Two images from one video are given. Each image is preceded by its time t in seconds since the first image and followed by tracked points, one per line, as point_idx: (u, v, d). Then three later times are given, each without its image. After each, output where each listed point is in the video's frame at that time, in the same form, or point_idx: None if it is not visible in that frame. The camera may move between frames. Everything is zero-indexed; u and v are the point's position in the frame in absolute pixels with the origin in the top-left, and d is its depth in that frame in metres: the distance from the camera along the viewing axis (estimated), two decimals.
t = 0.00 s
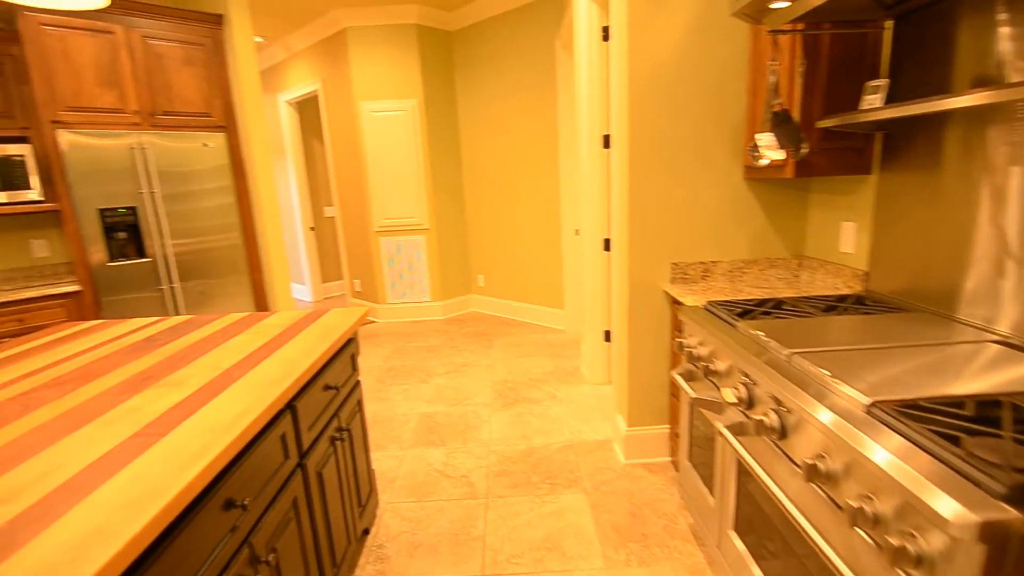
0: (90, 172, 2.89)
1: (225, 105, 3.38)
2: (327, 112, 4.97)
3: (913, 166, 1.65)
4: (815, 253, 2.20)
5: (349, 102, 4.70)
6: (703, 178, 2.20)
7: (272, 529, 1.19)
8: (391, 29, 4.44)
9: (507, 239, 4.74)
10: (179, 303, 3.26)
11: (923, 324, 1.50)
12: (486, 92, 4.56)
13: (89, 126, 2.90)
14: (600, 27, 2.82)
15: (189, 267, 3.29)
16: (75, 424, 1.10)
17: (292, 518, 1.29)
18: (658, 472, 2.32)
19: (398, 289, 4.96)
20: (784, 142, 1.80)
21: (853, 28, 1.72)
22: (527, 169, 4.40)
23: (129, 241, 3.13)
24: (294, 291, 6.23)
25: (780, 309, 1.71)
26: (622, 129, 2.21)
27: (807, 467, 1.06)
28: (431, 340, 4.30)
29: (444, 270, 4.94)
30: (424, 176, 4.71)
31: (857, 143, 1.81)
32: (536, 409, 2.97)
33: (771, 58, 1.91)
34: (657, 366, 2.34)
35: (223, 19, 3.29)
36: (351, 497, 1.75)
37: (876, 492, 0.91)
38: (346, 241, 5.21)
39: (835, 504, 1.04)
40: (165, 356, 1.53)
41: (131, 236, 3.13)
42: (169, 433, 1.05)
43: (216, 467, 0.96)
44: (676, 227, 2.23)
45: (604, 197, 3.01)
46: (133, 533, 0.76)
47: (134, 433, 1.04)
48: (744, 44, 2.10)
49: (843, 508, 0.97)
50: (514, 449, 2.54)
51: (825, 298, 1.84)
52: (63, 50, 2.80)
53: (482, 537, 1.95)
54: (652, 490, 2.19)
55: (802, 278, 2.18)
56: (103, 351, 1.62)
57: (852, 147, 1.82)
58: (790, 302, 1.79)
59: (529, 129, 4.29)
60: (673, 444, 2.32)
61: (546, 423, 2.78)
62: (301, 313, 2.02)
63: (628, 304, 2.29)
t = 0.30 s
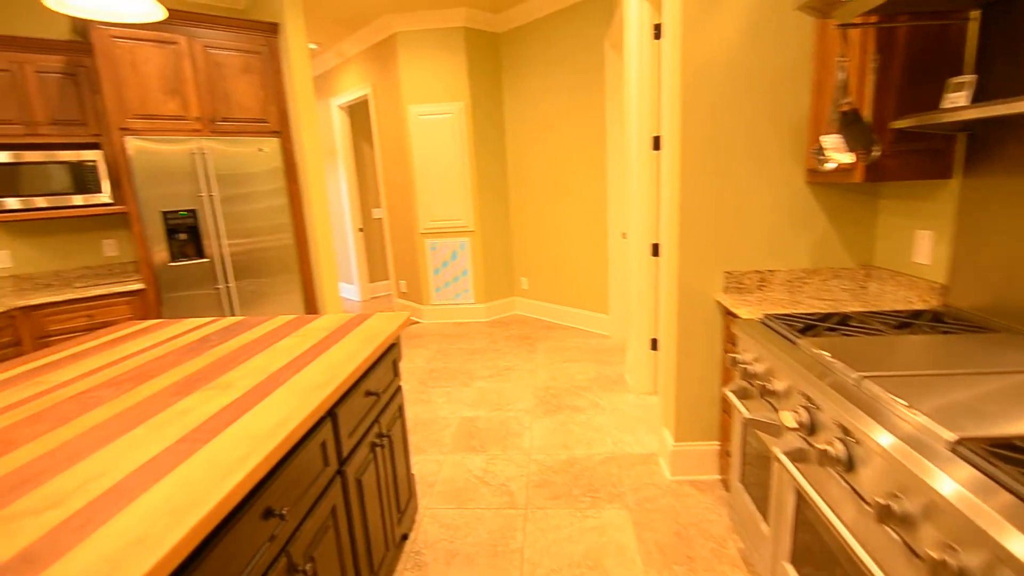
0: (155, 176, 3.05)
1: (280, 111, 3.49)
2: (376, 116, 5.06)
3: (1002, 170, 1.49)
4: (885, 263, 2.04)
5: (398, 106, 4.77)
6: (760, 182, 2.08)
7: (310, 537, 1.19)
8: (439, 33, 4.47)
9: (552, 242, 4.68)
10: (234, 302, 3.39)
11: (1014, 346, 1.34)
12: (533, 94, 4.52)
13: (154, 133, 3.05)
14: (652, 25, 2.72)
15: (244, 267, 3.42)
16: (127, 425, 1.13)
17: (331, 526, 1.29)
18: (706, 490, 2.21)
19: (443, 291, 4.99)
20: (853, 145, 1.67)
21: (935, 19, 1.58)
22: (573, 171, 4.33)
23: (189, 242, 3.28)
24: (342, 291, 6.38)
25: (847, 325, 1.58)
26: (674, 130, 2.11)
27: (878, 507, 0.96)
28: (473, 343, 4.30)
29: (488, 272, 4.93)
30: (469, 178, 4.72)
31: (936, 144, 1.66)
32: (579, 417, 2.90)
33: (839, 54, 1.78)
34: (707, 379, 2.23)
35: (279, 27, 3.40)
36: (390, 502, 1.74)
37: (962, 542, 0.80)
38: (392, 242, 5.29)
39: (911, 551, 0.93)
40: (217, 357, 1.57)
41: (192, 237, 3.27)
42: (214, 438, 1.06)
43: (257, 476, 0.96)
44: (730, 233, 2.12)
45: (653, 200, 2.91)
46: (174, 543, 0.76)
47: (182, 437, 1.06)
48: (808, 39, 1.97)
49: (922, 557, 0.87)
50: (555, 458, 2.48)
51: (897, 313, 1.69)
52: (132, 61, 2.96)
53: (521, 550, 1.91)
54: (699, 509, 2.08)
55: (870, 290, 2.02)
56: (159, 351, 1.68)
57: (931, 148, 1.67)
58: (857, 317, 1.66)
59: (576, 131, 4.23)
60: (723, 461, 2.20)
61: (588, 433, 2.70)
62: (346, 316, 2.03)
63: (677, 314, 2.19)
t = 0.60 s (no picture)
0: (207, 178, 3.14)
1: (326, 114, 3.55)
2: (420, 118, 5.09)
3: None
4: (964, 275, 1.86)
5: (441, 108, 4.78)
6: (822, 186, 1.93)
7: (341, 551, 1.16)
8: (484, 34, 4.44)
9: (595, 245, 4.58)
10: (280, 301, 3.46)
11: None
12: (578, 94, 4.43)
13: (208, 137, 3.15)
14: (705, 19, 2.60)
15: (290, 267, 3.49)
16: (164, 431, 1.14)
17: (362, 539, 1.26)
18: (756, 513, 2.08)
19: (483, 293, 4.96)
20: (932, 146, 1.49)
21: None
22: (618, 172, 4.21)
23: (239, 242, 3.37)
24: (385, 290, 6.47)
25: (924, 345, 1.43)
26: (727, 131, 1.99)
27: (966, 560, 0.83)
28: (513, 346, 4.25)
29: (529, 274, 4.87)
30: (512, 179, 4.67)
31: None
32: (620, 427, 2.80)
33: (917, 45, 1.62)
34: (760, 394, 2.10)
35: (327, 32, 3.45)
36: (425, 512, 1.71)
37: None
38: (435, 243, 5.31)
39: None
40: (256, 361, 1.58)
41: (241, 238, 3.36)
42: (245, 449, 1.04)
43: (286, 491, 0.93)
44: (788, 240, 1.98)
45: (702, 203, 2.78)
46: (199, 562, 0.74)
47: (214, 447, 1.05)
48: (880, 30, 1.81)
49: None
50: (595, 470, 2.40)
51: (982, 331, 1.53)
52: (188, 68, 3.06)
53: (557, 567, 1.83)
54: (749, 534, 1.95)
55: (947, 304, 1.85)
56: (202, 352, 1.71)
57: None
58: (935, 335, 1.50)
59: (622, 131, 4.11)
60: (776, 483, 2.06)
61: (630, 445, 2.60)
62: (385, 320, 2.01)
63: (728, 324, 2.07)
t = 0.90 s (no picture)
0: (250, 178, 3.19)
1: (366, 115, 3.56)
2: (459, 117, 5.06)
3: None
4: None
5: (480, 108, 4.74)
6: (889, 189, 1.77)
7: (364, 571, 1.11)
8: (524, 31, 4.37)
9: (635, 247, 4.44)
10: (318, 301, 3.49)
11: None
12: (620, 92, 4.31)
13: (250, 138, 3.19)
14: (758, 11, 2.45)
15: (328, 267, 3.51)
16: (190, 439, 1.12)
17: (387, 558, 1.21)
18: (807, 541, 1.93)
19: (519, 294, 4.90)
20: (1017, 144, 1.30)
21: None
22: (661, 172, 4.07)
23: (280, 242, 3.41)
24: (422, 290, 6.48)
25: (1013, 371, 1.26)
26: (783, 129, 1.86)
27: None
28: (548, 350, 4.16)
29: (566, 277, 4.78)
30: (550, 180, 4.58)
31: None
32: (659, 440, 2.67)
33: (1008, 33, 1.46)
34: (815, 413, 1.95)
35: (367, 32, 3.46)
36: (453, 527, 1.65)
37: None
38: (471, 244, 5.28)
39: None
40: (287, 365, 1.56)
41: (281, 237, 3.40)
42: (267, 463, 1.00)
43: (308, 511, 0.89)
44: (850, 247, 1.83)
45: (752, 205, 2.62)
46: None
47: (235, 460, 1.01)
48: (961, 18, 1.64)
49: None
50: (632, 486, 2.29)
51: None
52: (233, 70, 3.11)
53: None
54: (800, 564, 1.81)
55: None
56: (235, 355, 1.70)
57: None
58: None
59: (665, 129, 3.97)
60: (831, 510, 1.91)
61: (669, 460, 2.48)
62: (417, 324, 1.97)
63: (781, 337, 1.93)
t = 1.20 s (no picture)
0: (290, 178, 3.21)
1: (405, 114, 3.54)
2: (499, 116, 5.00)
3: None
4: None
5: (520, 106, 4.66)
6: (973, 195, 1.59)
7: None
8: (567, 28, 4.26)
9: (679, 251, 4.27)
10: (354, 300, 3.49)
11: None
12: (666, 89, 4.15)
13: (292, 138, 3.22)
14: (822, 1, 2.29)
15: (365, 267, 3.50)
16: (212, 451, 1.08)
17: None
18: None
19: (556, 297, 4.80)
20: None
21: None
22: (708, 173, 3.89)
23: (319, 241, 3.43)
24: (458, 289, 6.46)
25: None
26: (850, 129, 1.70)
27: None
28: (585, 355, 4.05)
29: (605, 280, 4.65)
30: (590, 180, 4.46)
31: None
32: (701, 457, 2.53)
33: None
34: (879, 439, 1.78)
35: (408, 31, 3.43)
36: (482, 545, 1.57)
37: None
38: (508, 244, 5.20)
39: None
40: (316, 371, 1.51)
41: (320, 236, 3.41)
42: (287, 483, 0.95)
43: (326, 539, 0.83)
44: (924, 259, 1.65)
45: (810, 210, 2.45)
46: None
47: (255, 478, 0.97)
48: None
49: None
50: (672, 506, 2.17)
51: None
52: (276, 70, 3.14)
53: None
54: None
55: None
56: (267, 358, 1.68)
57: None
58: None
59: (713, 128, 3.79)
60: (895, 547, 1.74)
61: (712, 479, 2.34)
62: (451, 330, 1.90)
63: (842, 354, 1.77)
